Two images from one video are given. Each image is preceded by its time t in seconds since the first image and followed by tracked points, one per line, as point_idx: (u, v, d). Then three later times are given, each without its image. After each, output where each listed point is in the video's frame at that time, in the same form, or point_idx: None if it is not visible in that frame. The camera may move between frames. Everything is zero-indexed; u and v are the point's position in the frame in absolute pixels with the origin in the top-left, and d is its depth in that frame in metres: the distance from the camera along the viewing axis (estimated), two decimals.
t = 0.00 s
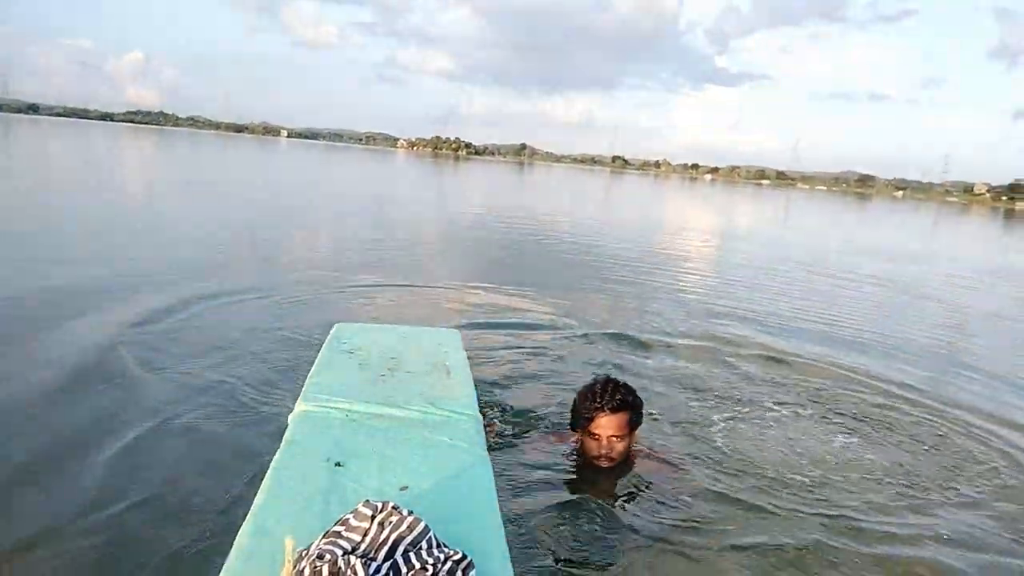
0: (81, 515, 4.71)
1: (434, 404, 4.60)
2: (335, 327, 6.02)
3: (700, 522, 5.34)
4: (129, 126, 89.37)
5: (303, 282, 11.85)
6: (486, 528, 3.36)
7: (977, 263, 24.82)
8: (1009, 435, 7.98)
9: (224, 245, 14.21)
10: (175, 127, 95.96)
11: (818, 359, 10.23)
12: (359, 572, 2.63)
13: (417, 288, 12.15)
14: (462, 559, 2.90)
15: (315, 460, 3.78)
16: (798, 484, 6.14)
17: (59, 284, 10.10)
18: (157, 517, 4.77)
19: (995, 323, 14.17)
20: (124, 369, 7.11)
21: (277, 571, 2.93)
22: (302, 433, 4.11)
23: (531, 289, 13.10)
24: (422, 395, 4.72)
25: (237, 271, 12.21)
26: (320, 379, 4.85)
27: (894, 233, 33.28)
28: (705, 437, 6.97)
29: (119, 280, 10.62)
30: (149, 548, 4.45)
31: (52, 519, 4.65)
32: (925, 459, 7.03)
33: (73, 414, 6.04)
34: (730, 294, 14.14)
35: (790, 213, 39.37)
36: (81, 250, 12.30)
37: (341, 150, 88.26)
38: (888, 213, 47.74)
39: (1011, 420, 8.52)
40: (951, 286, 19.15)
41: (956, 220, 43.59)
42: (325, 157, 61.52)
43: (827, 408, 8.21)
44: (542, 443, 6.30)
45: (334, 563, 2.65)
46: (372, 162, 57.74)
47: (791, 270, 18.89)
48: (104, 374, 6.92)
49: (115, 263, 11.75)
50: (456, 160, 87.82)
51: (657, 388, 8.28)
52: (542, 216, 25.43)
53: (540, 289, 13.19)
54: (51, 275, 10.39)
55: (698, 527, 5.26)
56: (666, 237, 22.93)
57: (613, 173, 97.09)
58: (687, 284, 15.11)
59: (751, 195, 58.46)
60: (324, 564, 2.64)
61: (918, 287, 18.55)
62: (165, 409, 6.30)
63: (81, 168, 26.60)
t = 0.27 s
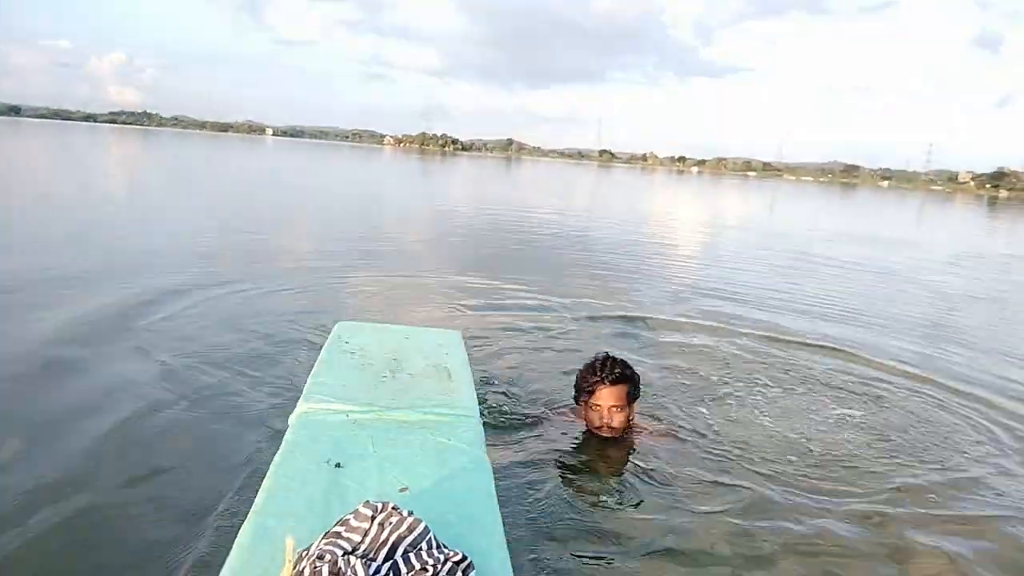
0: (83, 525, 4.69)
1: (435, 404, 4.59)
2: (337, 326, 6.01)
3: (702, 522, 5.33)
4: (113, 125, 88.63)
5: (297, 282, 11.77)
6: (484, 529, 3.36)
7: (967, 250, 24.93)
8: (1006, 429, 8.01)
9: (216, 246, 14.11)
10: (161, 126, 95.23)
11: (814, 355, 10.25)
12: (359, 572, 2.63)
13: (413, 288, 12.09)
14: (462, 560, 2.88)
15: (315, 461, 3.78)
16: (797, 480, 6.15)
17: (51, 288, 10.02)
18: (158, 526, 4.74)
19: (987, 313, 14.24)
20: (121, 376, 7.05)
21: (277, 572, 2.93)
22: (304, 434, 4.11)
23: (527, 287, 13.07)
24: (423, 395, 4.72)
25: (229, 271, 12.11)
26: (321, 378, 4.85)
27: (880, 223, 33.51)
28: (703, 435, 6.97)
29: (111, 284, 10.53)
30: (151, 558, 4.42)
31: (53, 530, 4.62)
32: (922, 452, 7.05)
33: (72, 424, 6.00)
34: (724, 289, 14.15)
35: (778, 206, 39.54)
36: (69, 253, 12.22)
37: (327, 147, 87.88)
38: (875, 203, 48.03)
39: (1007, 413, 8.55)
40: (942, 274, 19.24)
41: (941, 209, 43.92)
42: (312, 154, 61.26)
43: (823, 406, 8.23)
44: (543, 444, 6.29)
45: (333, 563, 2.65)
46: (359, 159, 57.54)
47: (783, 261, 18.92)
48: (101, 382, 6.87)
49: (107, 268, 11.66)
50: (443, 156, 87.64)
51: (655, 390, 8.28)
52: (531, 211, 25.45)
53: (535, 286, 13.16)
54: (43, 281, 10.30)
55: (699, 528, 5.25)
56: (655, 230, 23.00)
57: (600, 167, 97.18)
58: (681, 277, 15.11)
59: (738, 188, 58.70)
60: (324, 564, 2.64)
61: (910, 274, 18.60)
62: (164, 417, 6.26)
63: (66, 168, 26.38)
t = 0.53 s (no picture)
0: (76, 510, 4.62)
1: (435, 402, 4.56)
2: (334, 324, 5.98)
3: (696, 515, 5.34)
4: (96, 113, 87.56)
5: (287, 275, 11.69)
6: (485, 527, 3.33)
7: (951, 250, 25.17)
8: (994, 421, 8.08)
9: (204, 236, 13.97)
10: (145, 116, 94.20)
11: (804, 352, 10.33)
12: (358, 572, 2.61)
13: (403, 281, 12.04)
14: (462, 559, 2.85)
15: (315, 459, 3.75)
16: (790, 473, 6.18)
17: (38, 277, 9.89)
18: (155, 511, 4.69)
19: (971, 312, 14.39)
20: (112, 364, 6.97)
21: (276, 571, 2.90)
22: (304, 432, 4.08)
23: (517, 283, 13.06)
24: (422, 392, 4.69)
25: (219, 262, 12.02)
26: (320, 377, 4.82)
27: (864, 224, 33.86)
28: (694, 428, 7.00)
29: (99, 274, 10.41)
30: (147, 546, 4.37)
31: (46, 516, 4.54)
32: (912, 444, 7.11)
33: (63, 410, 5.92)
34: (713, 287, 14.21)
35: (763, 205, 39.83)
36: (55, 241, 12.09)
37: (314, 140, 87.44)
38: (858, 205, 48.51)
39: (994, 406, 8.63)
40: (927, 273, 19.41)
41: (924, 211, 44.42)
42: (299, 146, 60.93)
43: (815, 399, 8.28)
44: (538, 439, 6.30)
45: (333, 564, 2.64)
46: (346, 152, 57.31)
47: (771, 260, 19.02)
48: (92, 370, 6.78)
49: (94, 259, 11.52)
50: (430, 151, 87.45)
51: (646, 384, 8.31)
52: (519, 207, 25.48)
53: (526, 282, 13.16)
54: (30, 271, 10.18)
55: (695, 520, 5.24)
56: (643, 227, 23.10)
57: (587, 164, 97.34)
58: (670, 276, 15.16)
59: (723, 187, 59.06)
60: (323, 564, 2.64)
61: (895, 274, 18.76)
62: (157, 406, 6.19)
63: (50, 155, 26.09)
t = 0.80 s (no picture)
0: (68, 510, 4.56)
1: (435, 398, 4.54)
2: (334, 320, 5.96)
3: (690, 513, 5.36)
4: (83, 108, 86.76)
5: (278, 273, 11.64)
6: (484, 526, 3.31)
7: (937, 250, 25.35)
8: (983, 423, 8.15)
9: (193, 233, 13.88)
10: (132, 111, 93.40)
11: (796, 351, 10.37)
12: (358, 571, 2.61)
13: (395, 280, 12.00)
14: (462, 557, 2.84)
15: (315, 457, 3.73)
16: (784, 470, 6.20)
17: (25, 274, 9.79)
18: (147, 512, 4.63)
19: (959, 313, 14.50)
20: (103, 363, 6.92)
21: (276, 569, 2.89)
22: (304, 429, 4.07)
23: (508, 283, 13.05)
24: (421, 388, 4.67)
25: (209, 261, 11.94)
26: (320, 373, 4.80)
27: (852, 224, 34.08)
28: (689, 424, 7.00)
29: (88, 271, 10.33)
30: (140, 547, 4.31)
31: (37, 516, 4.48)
32: (904, 444, 7.15)
33: (54, 409, 5.86)
34: (704, 287, 14.24)
35: (752, 205, 40.01)
36: (44, 238, 11.99)
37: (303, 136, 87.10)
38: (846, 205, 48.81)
39: (983, 406, 8.70)
40: (914, 273, 19.53)
41: (911, 212, 44.77)
42: (288, 143, 60.66)
43: (808, 396, 8.32)
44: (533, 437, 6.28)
45: (333, 563, 2.64)
46: (336, 149, 57.12)
47: (760, 260, 19.08)
48: (82, 369, 6.73)
49: (84, 254, 11.43)
50: (420, 148, 87.30)
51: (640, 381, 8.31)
52: (510, 205, 25.49)
53: (517, 280, 13.15)
54: (18, 268, 10.07)
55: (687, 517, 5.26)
56: (633, 226, 23.17)
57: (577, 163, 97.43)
58: (661, 275, 15.18)
59: (712, 186, 59.28)
60: (324, 563, 2.63)
61: (883, 275, 18.88)
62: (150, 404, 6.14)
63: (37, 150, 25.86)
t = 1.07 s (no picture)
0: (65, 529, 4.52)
1: (434, 397, 4.53)
2: (333, 320, 5.93)
3: (691, 503, 5.40)
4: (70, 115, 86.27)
5: (272, 275, 11.58)
6: (485, 526, 3.29)
7: (928, 237, 25.47)
8: (982, 406, 8.17)
9: (185, 237, 13.80)
10: (119, 117, 92.94)
11: (792, 340, 10.37)
12: (358, 569, 2.61)
13: (389, 281, 11.99)
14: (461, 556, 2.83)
15: (314, 456, 3.71)
16: (785, 461, 6.21)
17: (17, 281, 9.71)
18: (145, 527, 4.58)
19: (952, 299, 14.56)
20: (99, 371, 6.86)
21: (275, 569, 2.88)
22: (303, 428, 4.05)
23: (503, 280, 13.02)
24: (421, 388, 4.65)
25: (202, 265, 11.87)
26: (318, 374, 4.78)
27: (843, 213, 34.20)
28: (689, 416, 6.99)
29: (80, 278, 10.24)
30: (153, 556, 4.32)
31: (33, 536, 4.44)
32: (904, 428, 7.16)
33: (51, 420, 5.80)
34: (697, 280, 14.28)
35: (743, 197, 40.12)
36: (36, 245, 11.94)
37: (292, 139, 86.87)
38: (837, 196, 48.98)
39: (981, 391, 8.73)
40: (906, 260, 19.59)
41: (901, 201, 44.97)
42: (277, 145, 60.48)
43: (806, 384, 8.32)
44: (533, 435, 6.27)
45: (333, 560, 2.63)
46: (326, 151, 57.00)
47: (753, 251, 19.11)
48: (79, 377, 6.67)
49: (77, 259, 11.40)
50: (410, 148, 87.17)
51: (638, 373, 8.29)
52: (502, 203, 25.50)
53: (512, 279, 13.13)
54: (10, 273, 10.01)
55: (692, 513, 5.24)
56: (625, 220, 23.22)
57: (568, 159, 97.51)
58: (655, 269, 15.18)
59: (703, 179, 59.40)
60: (323, 561, 2.63)
61: (875, 262, 18.93)
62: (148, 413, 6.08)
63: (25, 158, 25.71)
